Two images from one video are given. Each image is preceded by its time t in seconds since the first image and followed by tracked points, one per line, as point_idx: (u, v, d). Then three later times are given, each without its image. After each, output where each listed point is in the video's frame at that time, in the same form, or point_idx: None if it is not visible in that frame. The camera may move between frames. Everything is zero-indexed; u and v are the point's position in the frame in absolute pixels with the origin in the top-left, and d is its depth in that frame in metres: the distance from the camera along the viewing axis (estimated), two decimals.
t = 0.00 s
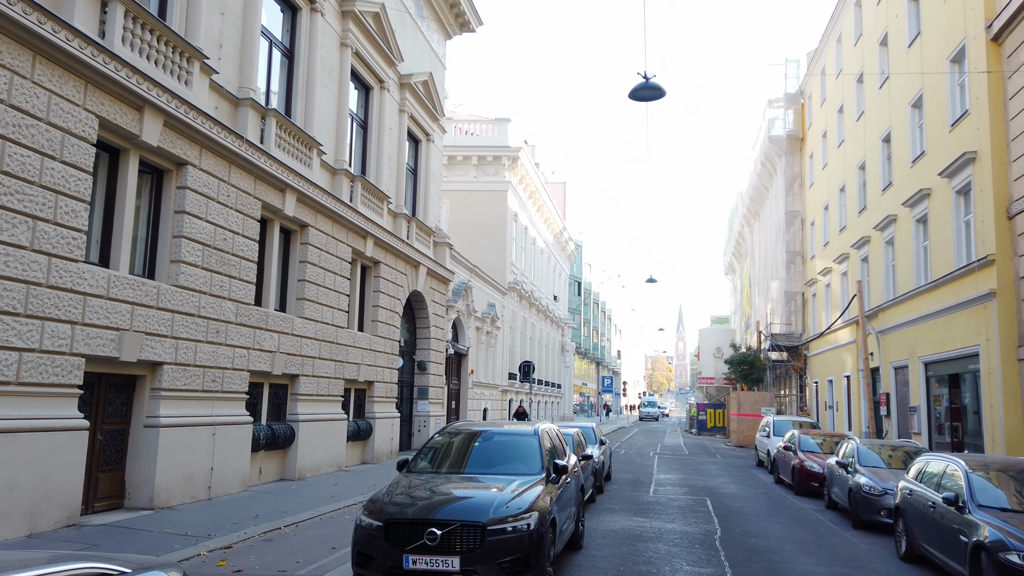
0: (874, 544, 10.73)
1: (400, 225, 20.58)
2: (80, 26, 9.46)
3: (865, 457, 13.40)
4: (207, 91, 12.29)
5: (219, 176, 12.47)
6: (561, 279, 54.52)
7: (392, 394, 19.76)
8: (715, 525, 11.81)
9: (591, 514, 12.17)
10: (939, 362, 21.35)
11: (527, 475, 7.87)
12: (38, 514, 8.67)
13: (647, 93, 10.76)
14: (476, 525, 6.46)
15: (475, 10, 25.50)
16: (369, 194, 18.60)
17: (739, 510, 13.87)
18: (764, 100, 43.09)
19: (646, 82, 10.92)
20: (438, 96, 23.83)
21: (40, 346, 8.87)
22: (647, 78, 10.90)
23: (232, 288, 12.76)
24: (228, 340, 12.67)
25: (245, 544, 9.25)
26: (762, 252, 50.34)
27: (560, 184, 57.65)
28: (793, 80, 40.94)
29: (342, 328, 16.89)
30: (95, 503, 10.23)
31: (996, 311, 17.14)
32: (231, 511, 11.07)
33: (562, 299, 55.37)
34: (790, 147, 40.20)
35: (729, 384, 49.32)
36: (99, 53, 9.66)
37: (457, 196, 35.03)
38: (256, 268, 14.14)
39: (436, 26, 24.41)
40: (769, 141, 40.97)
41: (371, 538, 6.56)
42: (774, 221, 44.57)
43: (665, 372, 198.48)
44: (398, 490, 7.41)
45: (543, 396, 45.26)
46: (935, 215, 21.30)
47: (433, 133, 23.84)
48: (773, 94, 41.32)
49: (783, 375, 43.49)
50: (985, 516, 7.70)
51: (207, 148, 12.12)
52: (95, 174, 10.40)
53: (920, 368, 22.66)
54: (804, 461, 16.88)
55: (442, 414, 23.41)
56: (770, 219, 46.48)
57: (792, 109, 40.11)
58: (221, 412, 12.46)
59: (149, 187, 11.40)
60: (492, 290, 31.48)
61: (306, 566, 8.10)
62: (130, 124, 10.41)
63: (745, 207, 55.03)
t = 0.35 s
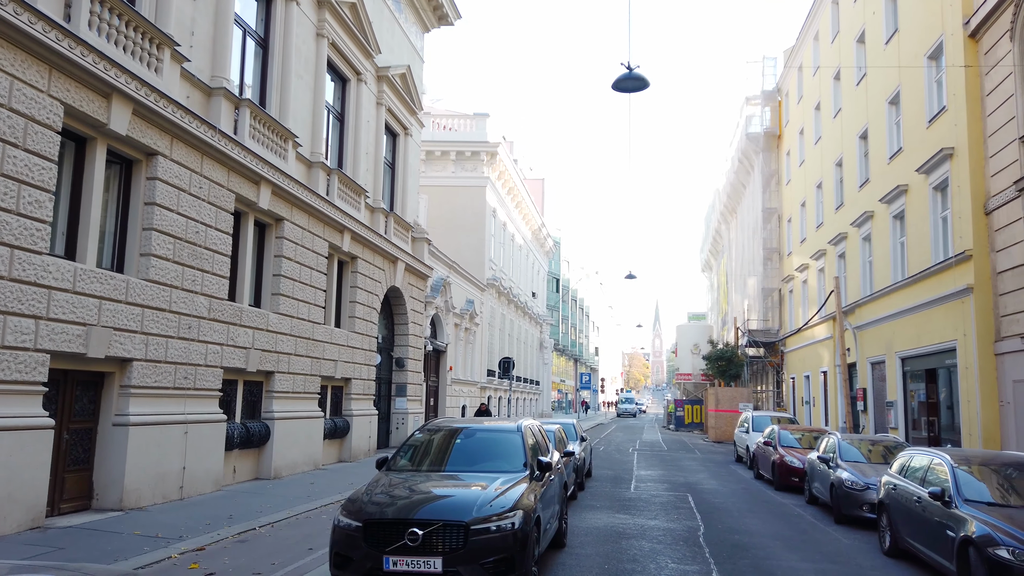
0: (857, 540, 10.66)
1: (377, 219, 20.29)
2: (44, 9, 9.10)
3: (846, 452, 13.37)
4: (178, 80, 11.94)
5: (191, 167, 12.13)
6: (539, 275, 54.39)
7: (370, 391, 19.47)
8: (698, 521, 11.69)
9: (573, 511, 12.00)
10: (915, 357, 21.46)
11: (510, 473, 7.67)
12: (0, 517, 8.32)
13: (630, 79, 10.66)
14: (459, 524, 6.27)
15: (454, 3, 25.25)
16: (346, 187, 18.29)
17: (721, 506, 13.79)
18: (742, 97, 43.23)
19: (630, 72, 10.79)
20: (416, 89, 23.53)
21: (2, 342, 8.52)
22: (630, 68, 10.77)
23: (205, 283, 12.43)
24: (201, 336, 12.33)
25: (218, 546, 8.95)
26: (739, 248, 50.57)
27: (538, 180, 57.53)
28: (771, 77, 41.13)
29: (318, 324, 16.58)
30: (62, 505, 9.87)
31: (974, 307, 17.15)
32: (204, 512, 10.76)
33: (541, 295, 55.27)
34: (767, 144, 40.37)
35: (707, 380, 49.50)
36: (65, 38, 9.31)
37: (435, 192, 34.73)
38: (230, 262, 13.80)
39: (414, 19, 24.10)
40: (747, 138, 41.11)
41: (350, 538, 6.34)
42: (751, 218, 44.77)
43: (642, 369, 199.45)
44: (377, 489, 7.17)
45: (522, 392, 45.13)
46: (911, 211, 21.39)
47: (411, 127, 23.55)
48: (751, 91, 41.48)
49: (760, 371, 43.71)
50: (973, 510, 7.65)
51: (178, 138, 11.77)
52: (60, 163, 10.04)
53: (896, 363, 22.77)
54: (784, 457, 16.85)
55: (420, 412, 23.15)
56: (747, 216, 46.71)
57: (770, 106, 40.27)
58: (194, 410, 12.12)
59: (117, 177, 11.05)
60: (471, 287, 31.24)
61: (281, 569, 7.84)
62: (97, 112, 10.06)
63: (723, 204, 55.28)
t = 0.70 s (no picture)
0: (850, 539, 10.50)
1: (361, 215, 19.97)
2: None
3: (837, 450, 13.22)
4: (155, 69, 11.58)
5: (169, 159, 11.77)
6: (525, 273, 54.20)
7: (354, 389, 19.16)
8: (689, 521, 11.49)
9: (562, 511, 11.79)
10: (902, 354, 21.41)
11: (500, 474, 7.44)
12: None
13: (618, 71, 10.48)
14: (448, 528, 6.06)
15: None
16: (330, 182, 17.95)
17: (711, 505, 13.63)
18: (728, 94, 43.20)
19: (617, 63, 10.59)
20: (401, 83, 23.21)
21: None
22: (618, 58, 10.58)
23: (184, 279, 12.07)
24: (179, 333, 11.99)
25: (196, 551, 8.65)
26: (724, 246, 50.62)
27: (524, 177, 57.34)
28: (756, 74, 41.12)
29: (301, 321, 16.26)
30: (33, 508, 9.52)
31: (962, 304, 17.04)
32: (183, 515, 10.43)
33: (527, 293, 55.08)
34: (753, 141, 40.35)
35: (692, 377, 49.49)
36: (35, 24, 8.95)
37: (420, 188, 34.42)
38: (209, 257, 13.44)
39: (398, 13, 23.76)
40: (732, 135, 41.07)
41: (334, 545, 6.11)
42: (737, 215, 44.80)
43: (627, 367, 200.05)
44: (360, 492, 6.91)
45: (508, 390, 44.92)
46: (898, 207, 21.33)
47: (396, 122, 23.22)
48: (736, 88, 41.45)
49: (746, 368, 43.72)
50: (972, 510, 7.49)
51: (155, 129, 11.41)
52: (31, 155, 9.68)
53: (884, 360, 22.70)
54: (773, 454, 16.72)
55: (405, 410, 22.88)
56: (732, 214, 46.74)
57: (755, 104, 40.22)
58: (172, 410, 11.77)
59: (91, 169, 10.69)
60: (456, 284, 30.96)
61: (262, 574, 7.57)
62: (70, 102, 9.71)
63: (708, 202, 55.29)
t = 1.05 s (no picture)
0: (844, 539, 10.37)
1: (346, 211, 19.66)
2: None
3: (828, 449, 13.08)
4: (133, 58, 11.23)
5: (148, 151, 11.43)
6: (511, 271, 53.98)
7: (338, 388, 18.85)
8: (679, 521, 11.32)
9: (551, 512, 11.58)
10: (890, 353, 21.38)
11: (491, 474, 7.22)
12: None
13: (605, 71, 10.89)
14: (437, 532, 5.83)
15: None
16: (314, 177, 17.63)
17: (701, 505, 13.48)
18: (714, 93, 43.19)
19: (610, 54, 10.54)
20: (387, 78, 22.90)
21: None
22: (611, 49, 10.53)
23: (162, 274, 11.73)
24: (158, 330, 11.66)
25: (175, 554, 8.36)
26: (710, 245, 50.68)
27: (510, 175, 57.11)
28: (743, 73, 41.12)
29: (284, 318, 15.94)
30: (4, 511, 9.18)
31: (951, 302, 16.98)
32: (161, 517, 10.12)
33: (512, 292, 54.89)
34: (739, 140, 40.36)
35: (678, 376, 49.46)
36: (8, 7, 8.61)
37: (406, 185, 34.11)
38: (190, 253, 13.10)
39: (384, 7, 23.45)
40: (719, 134, 41.06)
41: (318, 549, 5.86)
42: (723, 214, 44.81)
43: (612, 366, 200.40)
44: (346, 493, 6.67)
45: (493, 389, 44.74)
46: (886, 206, 21.28)
47: (381, 117, 22.92)
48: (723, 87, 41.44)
49: (732, 367, 43.74)
50: (972, 510, 7.34)
51: (133, 119, 11.07)
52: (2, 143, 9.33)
53: (871, 358, 22.67)
54: (761, 453, 16.61)
55: (390, 409, 22.60)
56: (718, 212, 46.77)
57: (742, 103, 40.23)
58: (150, 409, 11.43)
59: (67, 159, 10.35)
60: (442, 282, 30.70)
61: None
62: (43, 89, 9.37)
63: (694, 201, 55.32)
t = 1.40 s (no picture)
0: (830, 542, 10.22)
1: (323, 208, 19.27)
2: None
3: (812, 450, 12.95)
4: (101, 45, 10.80)
5: (116, 142, 11.01)
6: (490, 270, 53.70)
7: (314, 388, 18.46)
8: (663, 524, 11.12)
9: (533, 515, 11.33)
10: (869, 353, 21.37)
11: (475, 478, 6.95)
12: None
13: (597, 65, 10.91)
14: (419, 540, 5.55)
15: None
16: (290, 172, 17.24)
17: (684, 506, 13.30)
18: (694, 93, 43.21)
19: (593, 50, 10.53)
20: (365, 72, 22.52)
21: None
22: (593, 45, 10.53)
23: (131, 269, 11.32)
24: (126, 328, 11.23)
25: (142, 562, 8.00)
26: (689, 245, 50.75)
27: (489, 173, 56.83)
28: (722, 74, 41.17)
29: (258, 316, 15.54)
30: None
31: (932, 302, 16.95)
32: (127, 522, 9.72)
33: (491, 291, 54.63)
34: (719, 140, 40.40)
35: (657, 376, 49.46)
36: None
37: (384, 183, 33.71)
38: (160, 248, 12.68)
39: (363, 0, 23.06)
40: (698, 134, 41.07)
41: (292, 559, 5.56)
42: (702, 214, 44.86)
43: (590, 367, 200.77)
44: (323, 498, 6.35)
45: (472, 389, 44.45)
46: (866, 206, 21.29)
47: (359, 112, 22.53)
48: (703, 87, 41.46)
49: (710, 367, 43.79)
50: (966, 513, 7.18)
51: (101, 108, 10.65)
52: None
53: (850, 359, 22.66)
54: (743, 453, 16.48)
55: (367, 409, 22.24)
56: (697, 213, 46.83)
57: (721, 103, 40.28)
58: (117, 409, 11.01)
59: (30, 150, 9.92)
60: (421, 281, 30.33)
61: None
62: (5, 75, 8.95)
63: (673, 202, 55.38)
